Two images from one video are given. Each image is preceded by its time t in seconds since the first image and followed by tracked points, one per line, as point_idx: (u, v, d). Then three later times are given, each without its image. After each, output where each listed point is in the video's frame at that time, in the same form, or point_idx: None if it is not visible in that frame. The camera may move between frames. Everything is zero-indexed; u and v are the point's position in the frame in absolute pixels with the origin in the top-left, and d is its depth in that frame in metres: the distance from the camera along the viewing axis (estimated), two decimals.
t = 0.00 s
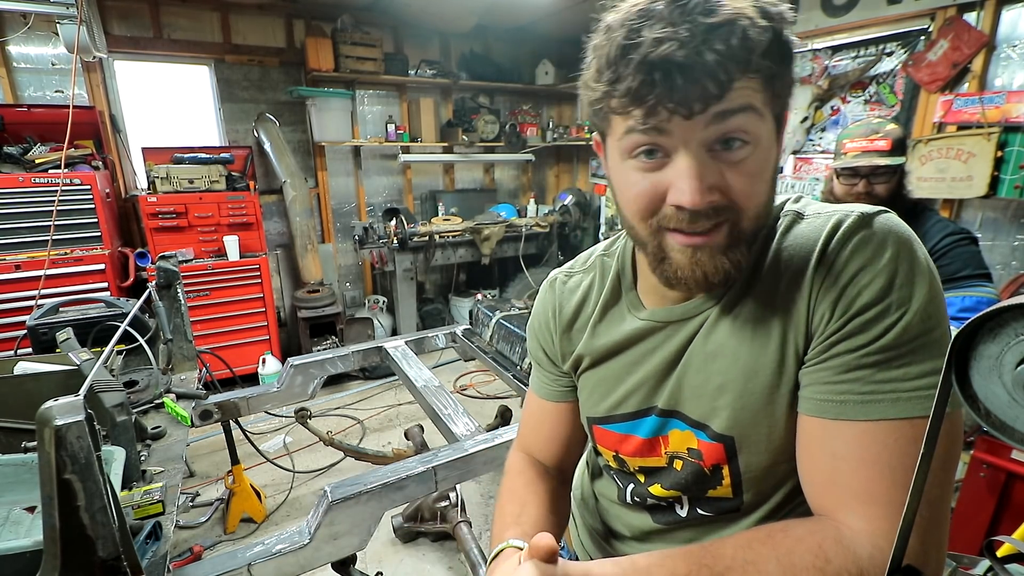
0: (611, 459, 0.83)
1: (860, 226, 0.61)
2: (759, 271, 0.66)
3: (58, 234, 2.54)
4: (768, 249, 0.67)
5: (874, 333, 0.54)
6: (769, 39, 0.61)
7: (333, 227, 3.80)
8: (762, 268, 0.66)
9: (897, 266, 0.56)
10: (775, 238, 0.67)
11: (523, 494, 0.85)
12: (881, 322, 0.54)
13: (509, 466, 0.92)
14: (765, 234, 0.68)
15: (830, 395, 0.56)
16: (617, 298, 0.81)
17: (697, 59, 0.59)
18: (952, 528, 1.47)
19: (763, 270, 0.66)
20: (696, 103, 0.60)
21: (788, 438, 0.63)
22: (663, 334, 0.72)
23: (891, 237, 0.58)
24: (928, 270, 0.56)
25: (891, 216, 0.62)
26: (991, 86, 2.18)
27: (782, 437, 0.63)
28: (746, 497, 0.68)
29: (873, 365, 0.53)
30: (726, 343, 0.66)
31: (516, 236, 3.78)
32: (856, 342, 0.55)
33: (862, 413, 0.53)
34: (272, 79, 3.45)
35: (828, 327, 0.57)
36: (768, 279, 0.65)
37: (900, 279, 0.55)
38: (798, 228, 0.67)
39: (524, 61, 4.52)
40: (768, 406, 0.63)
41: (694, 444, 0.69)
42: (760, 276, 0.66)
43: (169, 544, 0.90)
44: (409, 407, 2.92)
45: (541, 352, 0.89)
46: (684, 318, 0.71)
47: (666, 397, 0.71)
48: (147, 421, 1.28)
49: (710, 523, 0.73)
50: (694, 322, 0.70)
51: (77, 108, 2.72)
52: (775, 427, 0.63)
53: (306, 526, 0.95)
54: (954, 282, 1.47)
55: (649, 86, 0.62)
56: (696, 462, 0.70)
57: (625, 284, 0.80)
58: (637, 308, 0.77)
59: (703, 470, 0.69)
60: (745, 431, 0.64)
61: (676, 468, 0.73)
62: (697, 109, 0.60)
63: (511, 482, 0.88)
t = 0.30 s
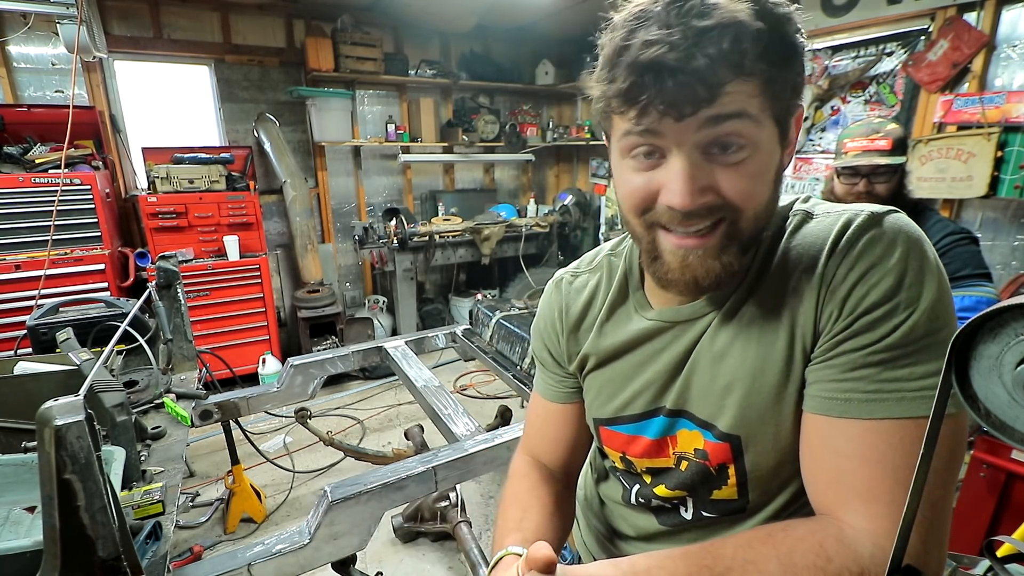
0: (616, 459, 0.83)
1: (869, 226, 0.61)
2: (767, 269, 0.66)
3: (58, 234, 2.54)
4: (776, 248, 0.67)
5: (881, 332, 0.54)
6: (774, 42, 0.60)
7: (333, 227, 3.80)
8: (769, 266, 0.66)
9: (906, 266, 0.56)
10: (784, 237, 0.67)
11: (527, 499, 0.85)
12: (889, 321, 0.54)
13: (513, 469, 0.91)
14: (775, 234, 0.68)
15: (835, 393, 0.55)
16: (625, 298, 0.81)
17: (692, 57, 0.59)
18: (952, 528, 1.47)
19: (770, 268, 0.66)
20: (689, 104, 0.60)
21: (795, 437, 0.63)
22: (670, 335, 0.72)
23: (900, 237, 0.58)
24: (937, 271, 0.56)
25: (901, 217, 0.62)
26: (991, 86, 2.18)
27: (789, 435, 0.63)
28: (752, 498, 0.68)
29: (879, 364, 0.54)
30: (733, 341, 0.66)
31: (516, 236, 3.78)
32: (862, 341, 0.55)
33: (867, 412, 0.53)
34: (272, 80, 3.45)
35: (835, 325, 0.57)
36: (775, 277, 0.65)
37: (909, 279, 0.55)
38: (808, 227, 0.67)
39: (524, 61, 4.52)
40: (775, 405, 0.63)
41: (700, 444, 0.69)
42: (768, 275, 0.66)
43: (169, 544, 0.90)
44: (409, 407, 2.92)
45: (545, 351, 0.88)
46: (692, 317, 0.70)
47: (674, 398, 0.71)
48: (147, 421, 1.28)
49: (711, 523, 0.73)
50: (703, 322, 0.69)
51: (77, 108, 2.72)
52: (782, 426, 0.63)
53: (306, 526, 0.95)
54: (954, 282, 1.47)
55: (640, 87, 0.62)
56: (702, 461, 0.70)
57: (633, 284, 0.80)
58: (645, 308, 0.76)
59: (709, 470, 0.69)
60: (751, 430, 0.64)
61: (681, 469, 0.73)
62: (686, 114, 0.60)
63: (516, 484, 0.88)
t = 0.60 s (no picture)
0: (625, 454, 0.83)
1: (879, 222, 0.60)
2: (775, 266, 0.66)
3: (58, 234, 2.54)
4: (785, 245, 0.67)
5: (884, 332, 0.53)
6: (660, 99, 0.56)
7: (333, 227, 3.80)
8: (777, 263, 0.66)
9: (914, 264, 0.54)
10: (794, 234, 0.67)
11: (538, 495, 0.86)
12: (893, 320, 0.53)
13: (530, 461, 0.93)
14: (785, 232, 0.68)
15: (838, 392, 0.55)
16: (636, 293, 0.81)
17: (557, 129, 0.60)
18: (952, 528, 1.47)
19: (778, 265, 0.66)
20: (565, 172, 0.62)
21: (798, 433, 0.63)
22: (680, 329, 0.73)
23: (910, 234, 0.57)
24: (948, 269, 0.54)
25: (914, 214, 0.60)
26: (991, 86, 2.18)
27: (793, 433, 0.63)
28: (757, 497, 0.67)
29: (883, 363, 0.53)
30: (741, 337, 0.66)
31: (516, 236, 3.78)
32: (866, 340, 0.55)
33: (871, 412, 0.53)
34: (272, 80, 3.45)
35: (839, 323, 0.57)
36: (783, 274, 0.65)
37: (917, 277, 0.54)
38: (818, 224, 0.66)
39: (524, 61, 4.52)
40: (779, 400, 0.62)
41: (704, 440, 0.69)
42: (775, 272, 0.66)
43: (169, 544, 0.90)
44: (409, 407, 2.92)
45: (559, 343, 0.89)
46: (703, 311, 0.71)
47: (682, 393, 0.72)
48: (147, 421, 1.29)
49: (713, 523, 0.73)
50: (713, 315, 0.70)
51: (77, 108, 2.72)
52: (785, 422, 0.63)
53: (306, 526, 0.95)
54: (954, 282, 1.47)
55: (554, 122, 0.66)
56: (707, 458, 0.70)
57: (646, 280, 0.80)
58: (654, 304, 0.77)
59: (714, 467, 0.69)
60: (755, 425, 0.64)
61: (688, 466, 0.73)
62: (565, 181, 0.64)
63: (528, 478, 0.90)
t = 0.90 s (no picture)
0: (630, 449, 0.83)
1: (885, 221, 0.59)
2: (779, 265, 0.66)
3: (58, 234, 2.54)
4: (790, 244, 0.66)
5: (889, 334, 0.53)
6: (654, 78, 0.58)
7: (333, 227, 3.80)
8: (782, 261, 0.66)
9: (920, 263, 0.54)
10: (799, 233, 0.66)
11: (546, 484, 0.87)
12: (898, 322, 0.52)
13: (538, 453, 0.93)
14: (793, 224, 0.68)
15: (841, 393, 0.55)
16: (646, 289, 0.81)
17: (559, 102, 0.64)
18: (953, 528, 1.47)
19: (782, 264, 0.65)
20: (564, 146, 0.66)
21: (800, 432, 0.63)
22: (686, 325, 0.74)
23: (916, 233, 0.56)
24: (955, 268, 0.53)
25: (921, 212, 0.60)
26: (991, 86, 2.18)
27: (794, 432, 0.63)
28: (758, 496, 0.67)
29: (887, 366, 0.53)
30: (743, 334, 0.66)
31: (516, 236, 3.78)
32: (870, 341, 0.54)
33: (874, 414, 0.53)
34: (272, 80, 3.45)
35: (843, 324, 0.56)
36: (786, 274, 0.64)
37: (923, 277, 0.53)
38: (823, 222, 0.66)
39: (524, 61, 4.52)
40: (781, 398, 0.62)
41: (705, 437, 0.70)
42: (778, 271, 0.65)
43: (169, 544, 0.90)
44: (409, 407, 2.92)
45: (571, 337, 0.91)
46: (710, 306, 0.71)
47: (684, 387, 0.72)
48: (147, 422, 1.29)
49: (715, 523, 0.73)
50: (720, 310, 0.71)
51: (77, 108, 2.72)
52: (787, 419, 0.63)
53: (306, 526, 0.95)
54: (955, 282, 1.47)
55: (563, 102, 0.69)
56: (708, 455, 0.70)
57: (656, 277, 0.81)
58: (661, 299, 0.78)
59: (715, 464, 0.69)
60: (755, 423, 0.64)
61: (690, 462, 0.73)
62: (564, 154, 0.67)
63: (536, 468, 0.91)
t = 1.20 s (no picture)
0: (627, 439, 0.84)
1: (891, 221, 0.58)
2: (782, 262, 0.65)
3: (58, 234, 2.54)
4: (794, 241, 0.66)
5: (894, 335, 0.52)
6: (660, 59, 0.60)
7: (333, 227, 3.80)
8: (785, 259, 0.65)
9: (925, 264, 0.53)
10: (804, 231, 0.66)
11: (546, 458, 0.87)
12: (903, 323, 0.52)
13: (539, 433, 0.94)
14: (800, 218, 0.68)
15: (845, 394, 0.55)
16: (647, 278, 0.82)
17: (572, 79, 0.67)
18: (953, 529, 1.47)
19: (786, 262, 0.65)
20: (576, 122, 0.68)
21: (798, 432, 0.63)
22: (685, 315, 0.74)
23: (922, 233, 0.56)
24: (961, 269, 0.53)
25: (929, 213, 0.59)
26: (991, 86, 2.18)
27: (792, 429, 0.63)
28: (754, 491, 0.67)
29: (892, 367, 0.52)
30: (744, 330, 0.66)
31: (516, 236, 3.78)
32: (874, 342, 0.54)
33: (878, 415, 0.53)
34: (272, 80, 3.45)
35: (847, 324, 0.56)
36: (790, 273, 0.64)
37: (929, 278, 0.53)
38: (829, 221, 0.65)
39: (524, 61, 4.52)
40: (781, 396, 0.62)
41: (701, 429, 0.70)
42: (782, 269, 0.65)
43: (169, 544, 0.90)
44: (409, 406, 2.92)
45: (574, 326, 0.91)
46: (711, 295, 0.72)
47: (680, 378, 0.72)
48: (147, 422, 1.29)
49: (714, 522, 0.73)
50: (720, 299, 0.71)
51: (77, 108, 2.72)
52: (784, 417, 0.63)
53: (306, 526, 0.95)
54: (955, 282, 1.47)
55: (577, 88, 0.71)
56: (704, 447, 0.70)
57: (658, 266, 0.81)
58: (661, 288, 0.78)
59: (711, 457, 0.70)
60: (751, 418, 0.65)
61: (685, 453, 0.74)
62: (576, 131, 0.69)
63: (537, 447, 0.90)
